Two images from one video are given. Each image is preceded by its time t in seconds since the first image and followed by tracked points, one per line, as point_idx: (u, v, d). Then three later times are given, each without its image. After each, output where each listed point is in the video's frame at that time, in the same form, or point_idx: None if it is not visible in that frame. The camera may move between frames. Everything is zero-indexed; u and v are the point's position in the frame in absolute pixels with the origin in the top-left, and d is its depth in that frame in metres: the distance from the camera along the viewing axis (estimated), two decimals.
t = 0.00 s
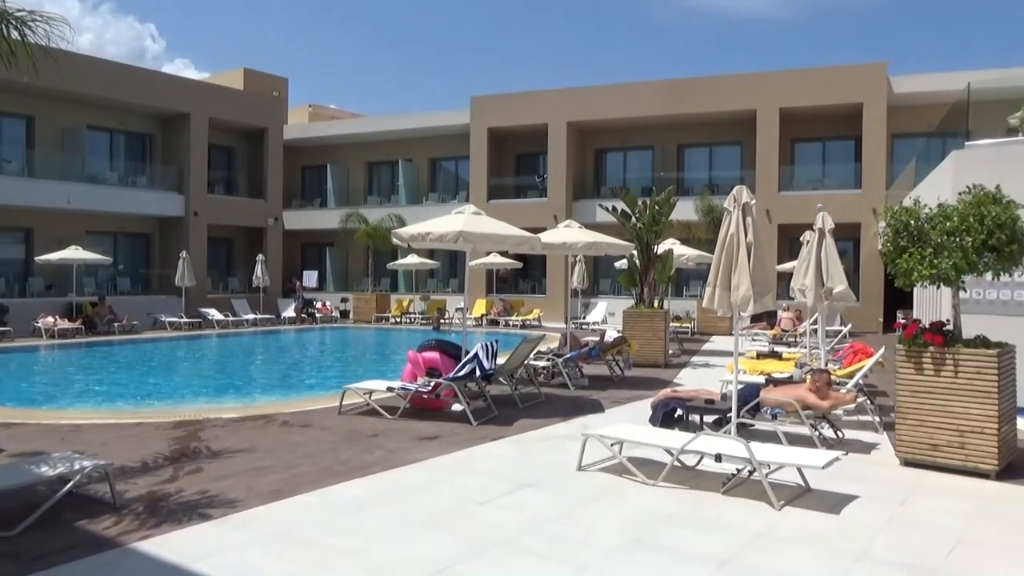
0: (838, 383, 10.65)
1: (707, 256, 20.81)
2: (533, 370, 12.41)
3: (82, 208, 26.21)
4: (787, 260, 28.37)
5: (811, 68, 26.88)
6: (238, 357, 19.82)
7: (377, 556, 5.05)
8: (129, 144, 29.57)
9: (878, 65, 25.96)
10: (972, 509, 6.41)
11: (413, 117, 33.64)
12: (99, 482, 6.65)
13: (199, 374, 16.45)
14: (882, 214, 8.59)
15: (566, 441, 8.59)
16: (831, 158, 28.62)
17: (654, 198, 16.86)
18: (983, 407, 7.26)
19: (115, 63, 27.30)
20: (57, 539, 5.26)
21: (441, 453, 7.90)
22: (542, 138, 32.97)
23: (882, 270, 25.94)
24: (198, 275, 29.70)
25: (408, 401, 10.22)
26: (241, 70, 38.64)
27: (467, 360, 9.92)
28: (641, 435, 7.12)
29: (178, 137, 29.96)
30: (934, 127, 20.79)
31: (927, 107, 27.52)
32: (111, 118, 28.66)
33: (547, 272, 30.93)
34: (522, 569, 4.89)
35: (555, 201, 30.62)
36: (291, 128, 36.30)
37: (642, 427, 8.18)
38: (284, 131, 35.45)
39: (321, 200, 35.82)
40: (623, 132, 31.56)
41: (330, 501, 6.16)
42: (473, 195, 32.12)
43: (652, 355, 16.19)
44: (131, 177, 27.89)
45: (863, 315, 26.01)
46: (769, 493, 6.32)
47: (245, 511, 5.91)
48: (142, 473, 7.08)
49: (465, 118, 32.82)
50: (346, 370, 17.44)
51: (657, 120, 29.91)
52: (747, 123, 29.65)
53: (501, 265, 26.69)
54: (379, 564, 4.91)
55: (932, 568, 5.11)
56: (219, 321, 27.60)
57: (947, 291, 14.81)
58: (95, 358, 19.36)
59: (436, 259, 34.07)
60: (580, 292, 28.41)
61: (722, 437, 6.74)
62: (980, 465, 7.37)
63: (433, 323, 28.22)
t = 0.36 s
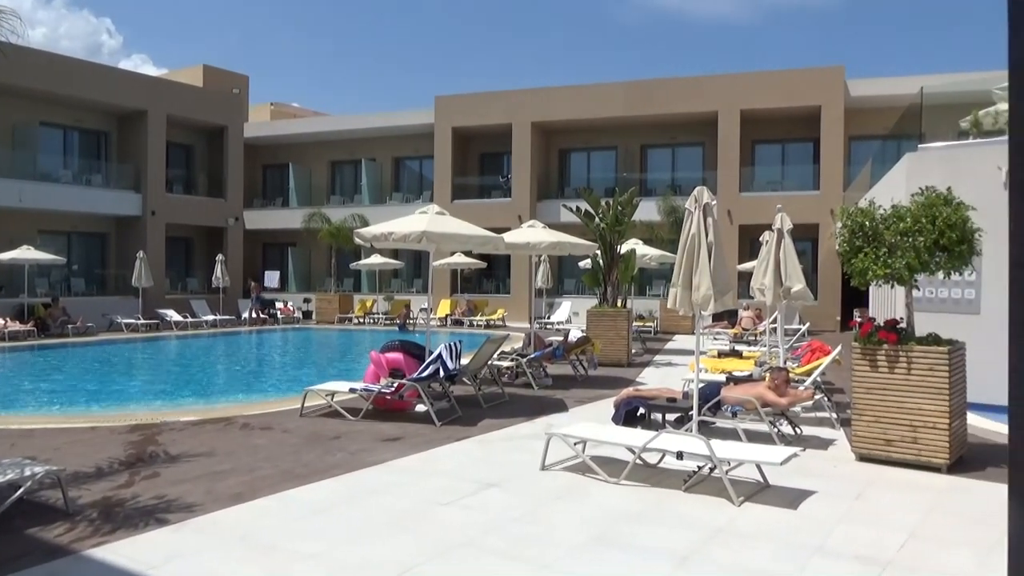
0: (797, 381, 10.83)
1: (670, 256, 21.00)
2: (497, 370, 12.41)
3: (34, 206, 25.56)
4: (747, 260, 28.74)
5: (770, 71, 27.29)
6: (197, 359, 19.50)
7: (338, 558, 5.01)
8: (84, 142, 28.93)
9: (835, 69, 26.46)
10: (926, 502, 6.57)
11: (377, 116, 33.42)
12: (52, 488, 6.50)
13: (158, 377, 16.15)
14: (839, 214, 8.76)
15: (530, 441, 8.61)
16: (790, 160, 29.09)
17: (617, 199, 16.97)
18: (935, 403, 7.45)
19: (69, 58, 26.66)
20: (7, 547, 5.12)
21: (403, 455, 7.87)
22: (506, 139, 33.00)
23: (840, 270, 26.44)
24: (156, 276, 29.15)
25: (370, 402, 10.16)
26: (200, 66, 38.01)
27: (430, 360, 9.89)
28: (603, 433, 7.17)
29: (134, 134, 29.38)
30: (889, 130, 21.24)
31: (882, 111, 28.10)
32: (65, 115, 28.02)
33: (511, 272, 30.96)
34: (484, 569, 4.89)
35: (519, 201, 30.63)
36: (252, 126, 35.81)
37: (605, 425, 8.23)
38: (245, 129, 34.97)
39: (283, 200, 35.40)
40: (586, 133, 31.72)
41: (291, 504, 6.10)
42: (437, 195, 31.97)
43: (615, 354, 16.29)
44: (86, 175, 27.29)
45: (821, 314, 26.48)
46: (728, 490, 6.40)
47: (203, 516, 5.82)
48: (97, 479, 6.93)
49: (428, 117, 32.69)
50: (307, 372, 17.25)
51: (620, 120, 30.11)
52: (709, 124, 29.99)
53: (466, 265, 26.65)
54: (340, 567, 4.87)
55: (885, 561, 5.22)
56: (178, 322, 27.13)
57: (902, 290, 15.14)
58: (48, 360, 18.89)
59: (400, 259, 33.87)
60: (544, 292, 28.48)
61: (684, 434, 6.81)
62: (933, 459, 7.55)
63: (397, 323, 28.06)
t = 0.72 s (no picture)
0: (756, 378, 11.00)
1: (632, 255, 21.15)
2: (460, 370, 12.39)
3: None
4: (708, 259, 29.06)
5: (730, 73, 27.67)
6: (154, 361, 19.15)
7: (298, 561, 4.96)
8: (35, 139, 28.22)
9: (792, 72, 26.93)
10: (879, 495, 6.72)
11: (339, 115, 33.15)
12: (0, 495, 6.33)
13: (114, 379, 15.83)
14: (795, 214, 8.91)
15: (492, 440, 8.62)
16: (749, 160, 29.50)
17: (579, 198, 17.06)
18: (888, 398, 7.62)
19: (19, 52, 25.98)
20: None
21: (365, 456, 7.81)
22: (469, 138, 32.96)
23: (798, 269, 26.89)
24: (111, 276, 28.53)
25: (332, 403, 10.07)
26: (157, 62, 37.30)
27: (393, 360, 9.84)
28: (566, 432, 7.20)
29: (88, 131, 28.73)
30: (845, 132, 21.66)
31: (838, 113, 28.66)
32: (15, 110, 27.32)
33: (475, 272, 30.93)
34: (445, 569, 4.88)
35: (482, 201, 30.58)
36: (210, 124, 35.25)
37: (567, 424, 8.26)
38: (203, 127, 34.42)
39: (242, 199, 34.90)
40: (549, 133, 31.82)
41: (250, 508, 6.03)
42: (400, 194, 31.77)
43: (578, 353, 16.38)
44: (37, 173, 26.62)
45: (780, 312, 26.91)
46: (688, 486, 6.47)
47: (159, 521, 5.72)
48: (48, 485, 6.76)
49: (391, 116, 32.49)
50: (269, 373, 17.07)
51: (582, 120, 30.25)
52: (670, 125, 30.29)
53: (429, 265, 26.56)
54: (299, 571, 4.82)
55: (840, 553, 5.33)
56: (134, 323, 26.58)
57: (857, 288, 15.47)
58: None
59: (363, 259, 33.61)
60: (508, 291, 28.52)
61: (644, 432, 6.87)
62: (886, 453, 7.72)
63: (360, 323, 27.86)
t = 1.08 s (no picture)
0: (716, 377, 11.14)
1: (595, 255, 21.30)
2: (423, 371, 12.34)
3: None
4: (670, 259, 29.34)
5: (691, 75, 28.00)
6: (109, 365, 18.74)
7: (258, 566, 4.90)
8: None
9: (751, 75, 27.36)
10: (834, 490, 6.86)
11: (300, 114, 32.83)
12: None
13: (67, 384, 15.46)
14: (753, 215, 9.05)
15: (455, 441, 8.60)
16: (710, 162, 29.86)
17: (542, 199, 17.12)
18: (843, 395, 7.80)
19: None
20: None
21: (326, 459, 7.74)
22: (432, 138, 32.87)
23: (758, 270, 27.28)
24: (64, 278, 27.89)
25: (292, 406, 9.96)
26: (112, 59, 36.55)
27: (355, 362, 9.76)
28: (528, 432, 7.21)
29: (40, 129, 28.07)
30: (802, 135, 22.07)
31: (795, 116, 29.16)
32: None
33: (438, 272, 30.86)
34: (408, 571, 4.87)
35: (446, 201, 30.51)
36: (168, 122, 34.64)
37: (530, 424, 8.28)
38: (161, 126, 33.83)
39: (201, 199, 34.35)
40: (512, 133, 31.87)
41: (208, 513, 5.93)
42: (363, 195, 31.55)
43: (542, 353, 16.42)
44: None
45: (740, 312, 27.30)
46: (650, 485, 6.53)
47: (114, 528, 5.61)
48: None
49: (353, 116, 32.27)
50: (230, 376, 16.85)
51: (545, 121, 30.35)
52: (632, 126, 30.55)
53: (392, 266, 26.41)
54: None
55: (797, 548, 5.43)
56: (88, 326, 26.01)
57: (814, 288, 15.78)
58: None
59: (325, 260, 33.31)
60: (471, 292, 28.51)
61: (606, 431, 6.90)
62: (841, 449, 7.89)
63: (322, 325, 27.61)
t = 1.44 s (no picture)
0: (680, 376, 11.25)
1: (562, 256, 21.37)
2: (389, 372, 12.27)
3: None
4: (636, 259, 29.54)
5: (656, 77, 28.23)
6: (67, 369, 18.34)
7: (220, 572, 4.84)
8: None
9: (715, 78, 27.68)
10: (796, 486, 6.98)
11: (263, 113, 32.45)
12: None
13: (22, 389, 15.10)
14: (716, 216, 9.16)
15: (421, 443, 8.56)
16: (675, 163, 30.14)
17: (509, 199, 17.14)
18: (804, 393, 7.94)
19: None
20: None
21: (290, 462, 7.67)
22: (398, 138, 32.72)
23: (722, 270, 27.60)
24: (18, 280, 27.23)
25: (256, 409, 9.84)
26: (69, 55, 35.77)
27: (319, 364, 9.68)
28: (495, 433, 7.21)
29: None
30: (764, 136, 22.40)
31: (758, 118, 29.56)
32: None
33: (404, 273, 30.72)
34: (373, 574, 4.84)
35: (412, 201, 30.38)
36: (127, 121, 33.99)
37: (496, 424, 8.28)
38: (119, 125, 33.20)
39: (161, 199, 33.76)
40: (478, 134, 31.83)
41: (168, 519, 5.83)
42: (328, 195, 31.27)
43: (508, 353, 16.42)
44: None
45: (705, 311, 27.61)
46: (615, 484, 6.57)
47: (70, 536, 5.49)
48: None
49: (318, 115, 31.98)
50: (192, 378, 16.59)
51: (512, 121, 30.38)
52: (598, 127, 30.72)
53: (358, 267, 26.23)
54: None
55: (759, 543, 5.50)
56: (44, 329, 25.42)
57: (775, 288, 16.04)
58: None
59: (290, 261, 32.97)
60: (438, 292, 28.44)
61: (572, 431, 6.93)
62: (802, 446, 8.02)
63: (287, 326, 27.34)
